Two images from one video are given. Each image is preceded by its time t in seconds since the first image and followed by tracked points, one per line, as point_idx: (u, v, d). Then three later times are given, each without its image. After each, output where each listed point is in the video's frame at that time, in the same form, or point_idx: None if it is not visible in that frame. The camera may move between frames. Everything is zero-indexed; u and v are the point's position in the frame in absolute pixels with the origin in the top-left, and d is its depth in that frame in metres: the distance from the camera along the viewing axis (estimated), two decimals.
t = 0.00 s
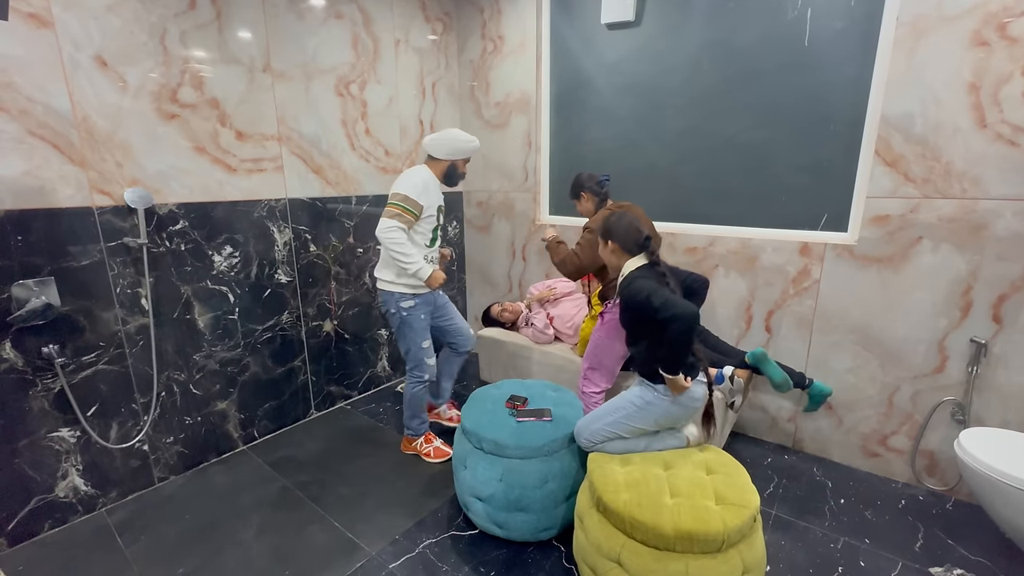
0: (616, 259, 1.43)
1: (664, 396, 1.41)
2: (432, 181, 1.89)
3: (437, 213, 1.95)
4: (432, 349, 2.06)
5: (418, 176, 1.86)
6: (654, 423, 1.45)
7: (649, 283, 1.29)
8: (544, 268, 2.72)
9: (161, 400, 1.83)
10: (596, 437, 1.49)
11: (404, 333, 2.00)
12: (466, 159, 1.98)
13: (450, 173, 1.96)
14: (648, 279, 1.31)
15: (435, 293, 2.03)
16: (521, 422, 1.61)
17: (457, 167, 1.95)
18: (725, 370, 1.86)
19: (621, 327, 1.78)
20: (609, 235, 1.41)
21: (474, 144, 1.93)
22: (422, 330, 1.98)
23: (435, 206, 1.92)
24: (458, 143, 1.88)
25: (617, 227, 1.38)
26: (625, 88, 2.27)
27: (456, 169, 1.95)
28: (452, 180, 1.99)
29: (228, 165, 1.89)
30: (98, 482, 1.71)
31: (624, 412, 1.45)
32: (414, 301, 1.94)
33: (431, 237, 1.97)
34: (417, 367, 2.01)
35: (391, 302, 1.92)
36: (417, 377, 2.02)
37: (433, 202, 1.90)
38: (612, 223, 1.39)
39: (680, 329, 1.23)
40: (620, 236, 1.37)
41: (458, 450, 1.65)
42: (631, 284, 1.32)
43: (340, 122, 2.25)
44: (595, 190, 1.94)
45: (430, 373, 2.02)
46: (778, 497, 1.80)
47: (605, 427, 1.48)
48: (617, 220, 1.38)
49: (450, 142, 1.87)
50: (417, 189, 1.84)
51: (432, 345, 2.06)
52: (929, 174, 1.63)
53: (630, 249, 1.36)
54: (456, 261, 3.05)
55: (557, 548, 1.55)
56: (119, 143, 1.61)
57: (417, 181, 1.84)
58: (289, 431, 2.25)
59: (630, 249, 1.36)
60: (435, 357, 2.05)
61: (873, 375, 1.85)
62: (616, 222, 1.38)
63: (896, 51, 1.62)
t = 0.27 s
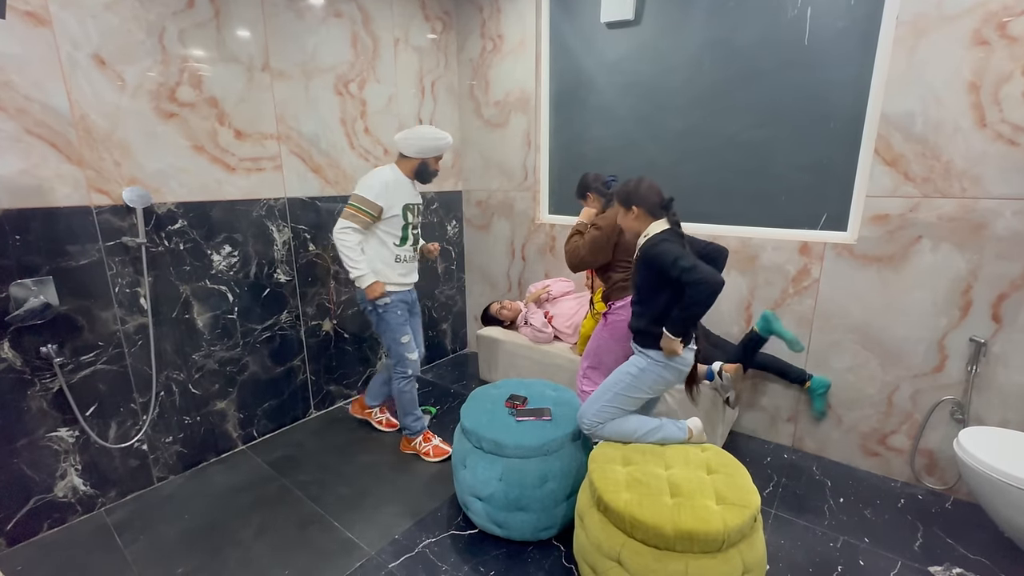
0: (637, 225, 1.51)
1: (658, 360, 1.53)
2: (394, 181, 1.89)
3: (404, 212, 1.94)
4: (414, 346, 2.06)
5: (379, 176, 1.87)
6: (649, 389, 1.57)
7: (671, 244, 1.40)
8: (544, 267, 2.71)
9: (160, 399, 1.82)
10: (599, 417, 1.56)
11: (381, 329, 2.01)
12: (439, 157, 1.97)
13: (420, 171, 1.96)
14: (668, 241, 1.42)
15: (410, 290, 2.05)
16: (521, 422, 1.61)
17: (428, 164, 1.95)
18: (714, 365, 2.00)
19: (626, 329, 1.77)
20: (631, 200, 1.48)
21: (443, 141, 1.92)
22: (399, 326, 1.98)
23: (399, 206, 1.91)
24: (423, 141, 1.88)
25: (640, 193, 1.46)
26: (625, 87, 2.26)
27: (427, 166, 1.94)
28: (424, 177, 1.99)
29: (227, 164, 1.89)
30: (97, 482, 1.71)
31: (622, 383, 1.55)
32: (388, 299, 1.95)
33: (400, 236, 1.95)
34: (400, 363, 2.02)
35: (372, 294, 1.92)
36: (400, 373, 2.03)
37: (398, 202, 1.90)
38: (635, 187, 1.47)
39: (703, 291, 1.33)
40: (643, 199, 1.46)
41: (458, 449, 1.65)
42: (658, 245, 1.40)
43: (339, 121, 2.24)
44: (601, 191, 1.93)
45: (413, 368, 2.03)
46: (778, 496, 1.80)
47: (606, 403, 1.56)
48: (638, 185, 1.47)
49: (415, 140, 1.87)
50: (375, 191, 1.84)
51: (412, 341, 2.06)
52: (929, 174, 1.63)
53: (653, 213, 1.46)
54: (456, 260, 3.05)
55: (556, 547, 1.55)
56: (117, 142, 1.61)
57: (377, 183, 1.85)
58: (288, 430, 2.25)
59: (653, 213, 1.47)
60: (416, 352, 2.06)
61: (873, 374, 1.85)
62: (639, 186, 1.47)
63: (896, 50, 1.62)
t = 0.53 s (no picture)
0: (630, 221, 1.53)
1: (661, 350, 1.55)
2: (364, 181, 1.89)
3: (376, 212, 1.94)
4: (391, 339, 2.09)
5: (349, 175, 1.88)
6: (651, 376, 1.60)
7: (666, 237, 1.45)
8: (543, 266, 2.71)
9: (158, 399, 1.82)
10: (599, 400, 1.64)
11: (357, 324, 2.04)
12: (414, 157, 1.96)
13: (395, 171, 1.95)
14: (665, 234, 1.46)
15: (386, 286, 2.06)
16: (520, 422, 1.60)
17: (402, 164, 1.93)
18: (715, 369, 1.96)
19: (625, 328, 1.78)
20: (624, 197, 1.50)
21: (416, 143, 1.91)
22: (374, 319, 2.01)
23: (370, 206, 1.92)
24: (396, 142, 1.86)
25: (633, 189, 1.48)
26: (624, 86, 2.26)
27: (400, 166, 1.93)
28: (400, 177, 1.98)
29: (225, 163, 1.88)
30: (95, 481, 1.70)
31: (623, 369, 1.60)
32: (365, 294, 1.99)
33: (373, 234, 1.97)
34: (377, 356, 2.03)
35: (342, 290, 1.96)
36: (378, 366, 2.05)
37: (369, 202, 1.91)
38: (627, 183, 1.50)
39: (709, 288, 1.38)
40: (636, 194, 1.48)
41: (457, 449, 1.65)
42: (654, 242, 1.44)
43: (337, 120, 2.24)
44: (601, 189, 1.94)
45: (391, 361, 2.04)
46: (776, 495, 1.81)
47: (606, 388, 1.63)
48: (630, 181, 1.49)
49: (386, 141, 1.86)
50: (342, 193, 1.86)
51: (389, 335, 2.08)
52: (927, 173, 1.63)
53: (646, 209, 1.49)
54: (455, 260, 3.05)
55: (556, 547, 1.55)
56: (114, 141, 1.60)
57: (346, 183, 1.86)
58: (287, 430, 2.25)
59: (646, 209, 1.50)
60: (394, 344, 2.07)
61: (872, 374, 1.85)
62: (631, 182, 1.49)
63: (895, 49, 1.62)
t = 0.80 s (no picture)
0: (623, 220, 1.54)
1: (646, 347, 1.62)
2: (347, 177, 1.90)
3: (360, 207, 1.94)
4: (377, 337, 2.10)
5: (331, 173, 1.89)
6: (640, 372, 1.67)
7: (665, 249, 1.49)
8: (541, 266, 2.71)
9: (156, 399, 1.81)
10: (595, 396, 1.73)
11: (344, 321, 2.04)
12: (393, 150, 1.96)
13: (377, 166, 1.96)
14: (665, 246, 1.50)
15: (376, 282, 2.06)
16: (519, 421, 1.60)
17: (381, 158, 1.93)
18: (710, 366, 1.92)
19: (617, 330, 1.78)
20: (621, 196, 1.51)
21: (393, 135, 1.90)
22: (360, 317, 2.02)
23: (354, 201, 1.92)
24: (373, 137, 1.87)
25: (629, 187, 1.50)
26: (623, 86, 2.26)
27: (380, 160, 1.93)
28: (383, 172, 1.99)
29: (223, 163, 1.88)
30: (93, 482, 1.70)
31: (613, 367, 1.67)
32: (354, 290, 1.98)
33: (359, 230, 1.96)
34: (361, 354, 2.06)
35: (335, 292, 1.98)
36: (361, 364, 2.08)
37: (353, 198, 1.91)
38: (622, 181, 1.51)
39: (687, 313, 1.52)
40: (631, 193, 1.50)
41: (456, 448, 1.65)
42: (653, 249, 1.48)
43: (336, 120, 2.24)
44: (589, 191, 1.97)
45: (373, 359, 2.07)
46: (775, 494, 1.81)
47: (600, 384, 1.71)
48: (625, 178, 1.51)
49: (367, 137, 1.87)
50: (327, 190, 1.86)
51: (375, 333, 2.10)
52: (925, 173, 1.64)
53: (642, 209, 1.51)
54: (453, 260, 3.04)
55: (554, 546, 1.56)
56: (112, 140, 1.59)
57: (332, 180, 1.87)
58: (286, 430, 2.25)
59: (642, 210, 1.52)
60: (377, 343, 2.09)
61: (870, 373, 1.85)
62: (627, 180, 1.50)
63: (893, 49, 1.62)
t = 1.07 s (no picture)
0: (601, 221, 1.54)
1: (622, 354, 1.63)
2: (339, 175, 1.90)
3: (353, 204, 1.94)
4: (372, 337, 2.10)
5: (323, 171, 1.89)
6: (623, 374, 1.68)
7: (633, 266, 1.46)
8: (538, 266, 2.71)
9: (151, 400, 1.81)
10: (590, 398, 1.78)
11: (340, 320, 2.03)
12: (384, 148, 1.96)
13: (368, 164, 1.96)
14: (634, 261, 1.46)
15: (371, 282, 2.06)
16: (516, 421, 1.60)
17: (372, 156, 1.93)
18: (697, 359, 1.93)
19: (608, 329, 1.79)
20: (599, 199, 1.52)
21: (383, 133, 1.90)
22: (356, 316, 2.01)
23: (348, 199, 1.92)
24: (363, 136, 1.88)
25: (607, 190, 1.51)
26: (621, 86, 2.26)
27: (372, 158, 1.92)
28: (375, 171, 1.99)
29: (219, 163, 1.87)
30: (88, 483, 1.69)
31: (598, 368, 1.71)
32: (348, 290, 1.98)
33: (353, 227, 1.96)
34: (356, 353, 2.05)
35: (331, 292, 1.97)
36: (356, 363, 2.07)
37: (345, 195, 1.91)
38: (604, 182, 1.52)
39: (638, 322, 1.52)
40: (610, 196, 1.50)
41: (453, 448, 1.65)
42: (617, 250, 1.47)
43: (332, 119, 2.23)
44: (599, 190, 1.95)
45: (367, 359, 2.06)
46: (771, 493, 1.82)
47: (591, 386, 1.76)
48: (606, 181, 1.52)
49: (358, 135, 1.88)
50: (321, 188, 1.86)
51: (370, 332, 2.09)
52: (920, 173, 1.64)
53: (621, 211, 1.52)
54: (451, 260, 3.04)
55: (552, 546, 1.56)
56: (107, 139, 1.59)
57: (325, 178, 1.87)
58: (282, 430, 2.24)
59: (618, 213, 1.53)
60: (372, 343, 2.09)
61: (865, 372, 1.86)
62: (606, 183, 1.51)
63: (889, 49, 1.63)
